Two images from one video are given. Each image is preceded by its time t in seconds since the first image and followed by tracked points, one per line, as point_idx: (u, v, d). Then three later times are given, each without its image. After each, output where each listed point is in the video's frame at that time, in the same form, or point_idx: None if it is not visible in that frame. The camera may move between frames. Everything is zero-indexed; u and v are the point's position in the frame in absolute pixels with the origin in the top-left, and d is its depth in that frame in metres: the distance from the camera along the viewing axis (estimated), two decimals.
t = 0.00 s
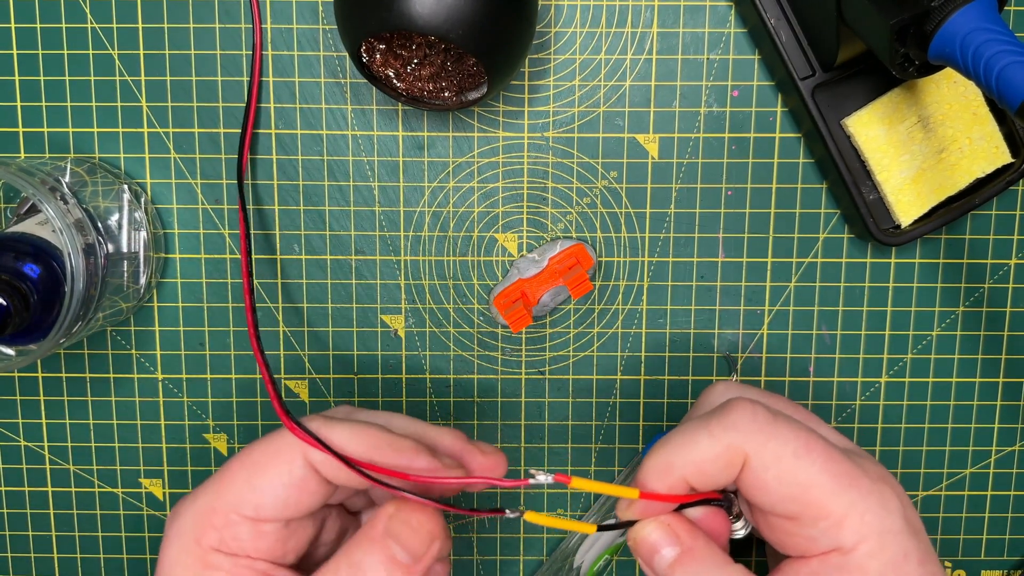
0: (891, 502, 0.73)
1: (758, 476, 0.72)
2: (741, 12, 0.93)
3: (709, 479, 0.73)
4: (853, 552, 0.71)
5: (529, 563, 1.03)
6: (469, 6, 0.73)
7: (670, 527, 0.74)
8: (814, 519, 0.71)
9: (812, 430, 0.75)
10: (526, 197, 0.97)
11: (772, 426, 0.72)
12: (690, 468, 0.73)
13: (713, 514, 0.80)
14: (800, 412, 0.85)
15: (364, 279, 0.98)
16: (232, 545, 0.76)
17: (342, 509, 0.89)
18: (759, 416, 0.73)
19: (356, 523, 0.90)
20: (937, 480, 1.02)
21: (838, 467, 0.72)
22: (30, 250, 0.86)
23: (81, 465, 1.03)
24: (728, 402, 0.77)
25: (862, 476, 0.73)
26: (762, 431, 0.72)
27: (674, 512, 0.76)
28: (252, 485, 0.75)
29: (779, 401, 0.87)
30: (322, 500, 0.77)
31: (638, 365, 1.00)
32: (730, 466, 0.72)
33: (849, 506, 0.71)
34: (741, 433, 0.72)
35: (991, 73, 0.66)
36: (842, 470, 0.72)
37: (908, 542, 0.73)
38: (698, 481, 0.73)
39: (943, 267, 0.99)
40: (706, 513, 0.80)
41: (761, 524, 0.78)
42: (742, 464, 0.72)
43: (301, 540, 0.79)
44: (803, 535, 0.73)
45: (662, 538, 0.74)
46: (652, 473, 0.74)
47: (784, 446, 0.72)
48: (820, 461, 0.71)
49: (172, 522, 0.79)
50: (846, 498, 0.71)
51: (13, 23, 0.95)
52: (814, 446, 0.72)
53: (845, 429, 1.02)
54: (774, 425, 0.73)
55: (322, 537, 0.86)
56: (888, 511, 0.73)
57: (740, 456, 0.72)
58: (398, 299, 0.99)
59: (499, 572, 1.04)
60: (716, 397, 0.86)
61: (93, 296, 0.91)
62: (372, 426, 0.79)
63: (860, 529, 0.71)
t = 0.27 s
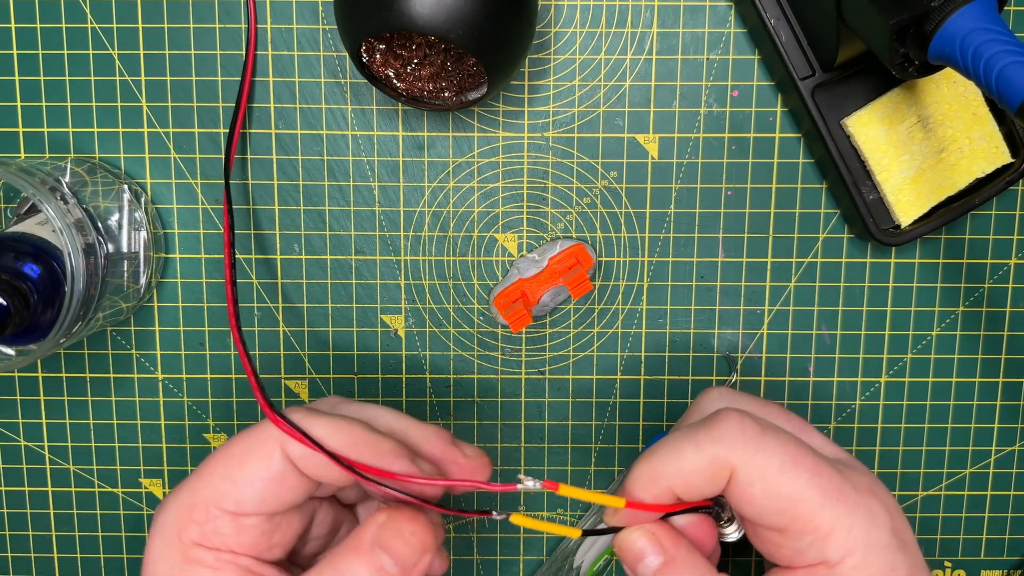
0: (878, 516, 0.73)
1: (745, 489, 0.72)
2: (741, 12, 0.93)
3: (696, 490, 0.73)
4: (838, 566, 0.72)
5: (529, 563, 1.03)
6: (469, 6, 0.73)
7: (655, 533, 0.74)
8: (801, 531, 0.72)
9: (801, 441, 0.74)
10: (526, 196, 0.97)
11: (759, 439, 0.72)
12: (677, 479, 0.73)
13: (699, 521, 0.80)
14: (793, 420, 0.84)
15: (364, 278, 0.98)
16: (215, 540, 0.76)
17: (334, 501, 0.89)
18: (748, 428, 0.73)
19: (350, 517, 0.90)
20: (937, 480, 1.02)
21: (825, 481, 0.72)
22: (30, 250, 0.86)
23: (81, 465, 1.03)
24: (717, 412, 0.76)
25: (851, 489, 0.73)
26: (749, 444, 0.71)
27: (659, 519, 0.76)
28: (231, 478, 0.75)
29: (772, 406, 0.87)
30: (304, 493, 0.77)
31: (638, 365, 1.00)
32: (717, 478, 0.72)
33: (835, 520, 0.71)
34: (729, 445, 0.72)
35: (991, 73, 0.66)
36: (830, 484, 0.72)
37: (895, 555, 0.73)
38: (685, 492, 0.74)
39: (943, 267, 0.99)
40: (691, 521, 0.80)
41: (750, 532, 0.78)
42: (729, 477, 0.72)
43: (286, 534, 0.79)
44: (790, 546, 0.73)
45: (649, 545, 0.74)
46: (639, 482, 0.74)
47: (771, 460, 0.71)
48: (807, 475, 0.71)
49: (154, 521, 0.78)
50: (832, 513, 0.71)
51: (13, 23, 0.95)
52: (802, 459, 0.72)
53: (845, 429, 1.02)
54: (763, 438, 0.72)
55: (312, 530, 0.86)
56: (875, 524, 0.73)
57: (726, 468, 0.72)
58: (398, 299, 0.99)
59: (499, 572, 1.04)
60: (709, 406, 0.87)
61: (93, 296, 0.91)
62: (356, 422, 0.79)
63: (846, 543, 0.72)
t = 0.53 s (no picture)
0: (870, 522, 0.73)
1: (735, 490, 0.72)
2: (741, 12, 0.93)
3: (687, 492, 0.73)
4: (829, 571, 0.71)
5: (529, 563, 1.04)
6: (469, 6, 0.73)
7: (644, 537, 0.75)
8: (791, 535, 0.72)
9: (793, 444, 0.74)
10: (526, 196, 0.97)
11: (751, 441, 0.72)
12: (669, 480, 0.73)
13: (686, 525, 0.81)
14: (786, 425, 0.84)
15: (364, 279, 0.98)
16: (234, 553, 0.76)
17: (349, 507, 0.89)
18: (740, 430, 0.73)
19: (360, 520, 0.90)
20: (937, 480, 1.02)
21: (817, 485, 0.72)
22: (30, 250, 0.86)
23: (81, 465, 1.03)
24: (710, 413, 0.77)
25: (843, 494, 0.73)
26: (740, 445, 0.72)
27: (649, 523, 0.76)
28: (251, 491, 0.75)
29: (766, 412, 0.87)
30: (323, 505, 0.77)
31: (638, 365, 1.00)
32: (708, 479, 0.73)
33: (826, 524, 0.71)
34: (721, 446, 0.72)
35: (991, 73, 0.66)
36: (822, 488, 0.72)
37: (888, 563, 0.72)
38: (677, 493, 0.74)
39: (943, 267, 0.99)
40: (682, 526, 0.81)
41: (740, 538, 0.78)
42: (720, 478, 0.72)
43: (304, 546, 0.79)
44: (779, 550, 0.73)
45: (638, 548, 0.74)
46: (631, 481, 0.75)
47: (762, 461, 0.71)
48: (799, 478, 0.71)
49: (174, 532, 0.78)
50: (823, 517, 0.71)
51: (13, 23, 0.95)
52: (794, 462, 0.72)
53: (845, 429, 1.02)
54: (755, 439, 0.73)
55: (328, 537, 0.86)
56: (867, 530, 0.72)
57: (718, 469, 0.72)
58: (398, 299, 0.99)
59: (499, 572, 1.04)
60: (696, 410, 0.86)
61: (93, 296, 0.91)
62: (373, 432, 0.79)
63: (837, 548, 0.71)
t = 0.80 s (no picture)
0: (857, 529, 0.73)
1: (722, 498, 0.72)
2: (741, 12, 0.93)
3: (673, 500, 0.73)
4: None
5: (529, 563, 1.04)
6: (469, 6, 0.73)
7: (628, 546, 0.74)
8: (778, 543, 0.72)
9: (779, 451, 0.75)
10: (526, 196, 0.97)
11: (737, 447, 0.73)
12: (654, 489, 0.73)
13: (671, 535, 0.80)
14: (770, 433, 0.85)
15: (364, 278, 0.98)
16: None
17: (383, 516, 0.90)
18: (725, 437, 0.73)
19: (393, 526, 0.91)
20: (937, 480, 1.02)
21: (802, 491, 0.72)
22: (30, 250, 0.86)
23: (81, 465, 1.03)
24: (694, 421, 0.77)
25: (829, 501, 0.74)
26: (726, 452, 0.72)
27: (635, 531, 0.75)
28: (318, 537, 0.74)
29: (751, 422, 0.87)
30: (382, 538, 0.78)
31: (638, 366, 1.00)
32: (694, 488, 0.73)
33: (813, 531, 0.72)
34: (706, 453, 0.72)
35: (991, 73, 0.66)
36: (808, 495, 0.72)
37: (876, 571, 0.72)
38: (662, 503, 0.74)
39: (943, 267, 0.99)
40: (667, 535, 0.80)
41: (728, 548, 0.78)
42: (706, 486, 0.72)
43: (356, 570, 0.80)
44: (767, 558, 0.74)
45: (622, 559, 0.73)
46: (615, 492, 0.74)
47: (748, 468, 0.72)
48: (785, 484, 0.72)
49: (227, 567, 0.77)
50: (810, 524, 0.71)
51: (13, 22, 0.95)
52: (779, 468, 0.73)
53: (845, 429, 1.02)
54: (740, 446, 0.73)
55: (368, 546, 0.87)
56: (854, 537, 0.73)
57: (704, 477, 0.72)
58: (398, 299, 0.99)
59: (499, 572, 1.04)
60: (682, 418, 0.86)
61: (93, 296, 0.91)
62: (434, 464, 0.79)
63: (824, 556, 0.72)
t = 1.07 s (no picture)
0: (846, 523, 0.73)
1: (710, 494, 0.72)
2: (741, 12, 0.93)
3: (663, 498, 0.73)
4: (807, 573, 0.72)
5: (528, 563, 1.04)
6: (468, 6, 0.73)
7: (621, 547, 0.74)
8: (768, 538, 0.72)
9: (766, 448, 0.75)
10: (526, 196, 0.97)
11: (723, 443, 0.73)
12: (644, 487, 0.73)
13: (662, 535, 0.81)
14: (758, 432, 0.85)
15: (364, 279, 0.98)
16: None
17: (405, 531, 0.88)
18: (711, 433, 0.74)
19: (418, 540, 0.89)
20: (937, 480, 1.02)
21: (789, 486, 0.72)
22: (30, 250, 0.86)
23: (81, 465, 1.03)
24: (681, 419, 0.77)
25: (817, 496, 0.74)
26: (712, 447, 0.72)
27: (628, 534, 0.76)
28: (328, 558, 0.74)
29: (740, 423, 0.87)
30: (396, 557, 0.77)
31: (638, 365, 1.00)
32: (682, 485, 0.72)
33: (801, 525, 0.71)
34: (693, 449, 0.72)
35: (991, 73, 0.66)
36: (795, 490, 0.72)
37: (867, 565, 0.72)
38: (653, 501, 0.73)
39: (943, 267, 0.99)
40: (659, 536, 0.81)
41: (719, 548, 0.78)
42: (694, 482, 0.72)
43: None
44: (757, 554, 0.73)
45: (615, 559, 0.74)
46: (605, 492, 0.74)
47: (734, 463, 0.72)
48: (772, 479, 0.72)
49: None
50: (798, 518, 0.71)
51: (13, 23, 0.95)
52: (766, 463, 0.73)
53: (845, 429, 1.02)
54: (726, 441, 0.73)
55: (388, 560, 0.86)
56: (843, 532, 0.73)
57: (692, 474, 0.72)
58: (398, 299, 0.99)
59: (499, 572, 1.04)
60: (667, 418, 0.86)
61: (93, 296, 0.91)
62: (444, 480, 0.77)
63: (814, 550, 0.71)
